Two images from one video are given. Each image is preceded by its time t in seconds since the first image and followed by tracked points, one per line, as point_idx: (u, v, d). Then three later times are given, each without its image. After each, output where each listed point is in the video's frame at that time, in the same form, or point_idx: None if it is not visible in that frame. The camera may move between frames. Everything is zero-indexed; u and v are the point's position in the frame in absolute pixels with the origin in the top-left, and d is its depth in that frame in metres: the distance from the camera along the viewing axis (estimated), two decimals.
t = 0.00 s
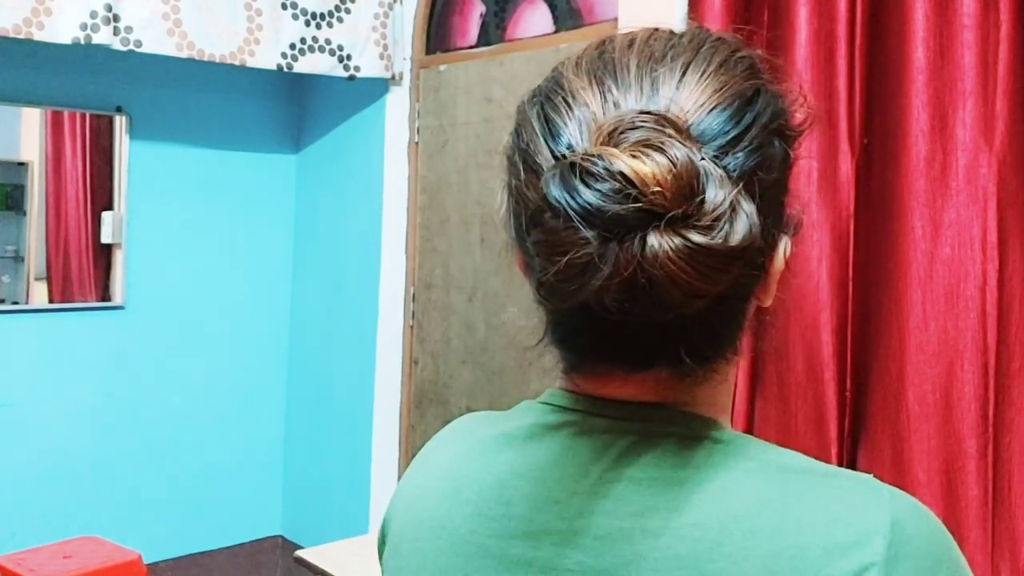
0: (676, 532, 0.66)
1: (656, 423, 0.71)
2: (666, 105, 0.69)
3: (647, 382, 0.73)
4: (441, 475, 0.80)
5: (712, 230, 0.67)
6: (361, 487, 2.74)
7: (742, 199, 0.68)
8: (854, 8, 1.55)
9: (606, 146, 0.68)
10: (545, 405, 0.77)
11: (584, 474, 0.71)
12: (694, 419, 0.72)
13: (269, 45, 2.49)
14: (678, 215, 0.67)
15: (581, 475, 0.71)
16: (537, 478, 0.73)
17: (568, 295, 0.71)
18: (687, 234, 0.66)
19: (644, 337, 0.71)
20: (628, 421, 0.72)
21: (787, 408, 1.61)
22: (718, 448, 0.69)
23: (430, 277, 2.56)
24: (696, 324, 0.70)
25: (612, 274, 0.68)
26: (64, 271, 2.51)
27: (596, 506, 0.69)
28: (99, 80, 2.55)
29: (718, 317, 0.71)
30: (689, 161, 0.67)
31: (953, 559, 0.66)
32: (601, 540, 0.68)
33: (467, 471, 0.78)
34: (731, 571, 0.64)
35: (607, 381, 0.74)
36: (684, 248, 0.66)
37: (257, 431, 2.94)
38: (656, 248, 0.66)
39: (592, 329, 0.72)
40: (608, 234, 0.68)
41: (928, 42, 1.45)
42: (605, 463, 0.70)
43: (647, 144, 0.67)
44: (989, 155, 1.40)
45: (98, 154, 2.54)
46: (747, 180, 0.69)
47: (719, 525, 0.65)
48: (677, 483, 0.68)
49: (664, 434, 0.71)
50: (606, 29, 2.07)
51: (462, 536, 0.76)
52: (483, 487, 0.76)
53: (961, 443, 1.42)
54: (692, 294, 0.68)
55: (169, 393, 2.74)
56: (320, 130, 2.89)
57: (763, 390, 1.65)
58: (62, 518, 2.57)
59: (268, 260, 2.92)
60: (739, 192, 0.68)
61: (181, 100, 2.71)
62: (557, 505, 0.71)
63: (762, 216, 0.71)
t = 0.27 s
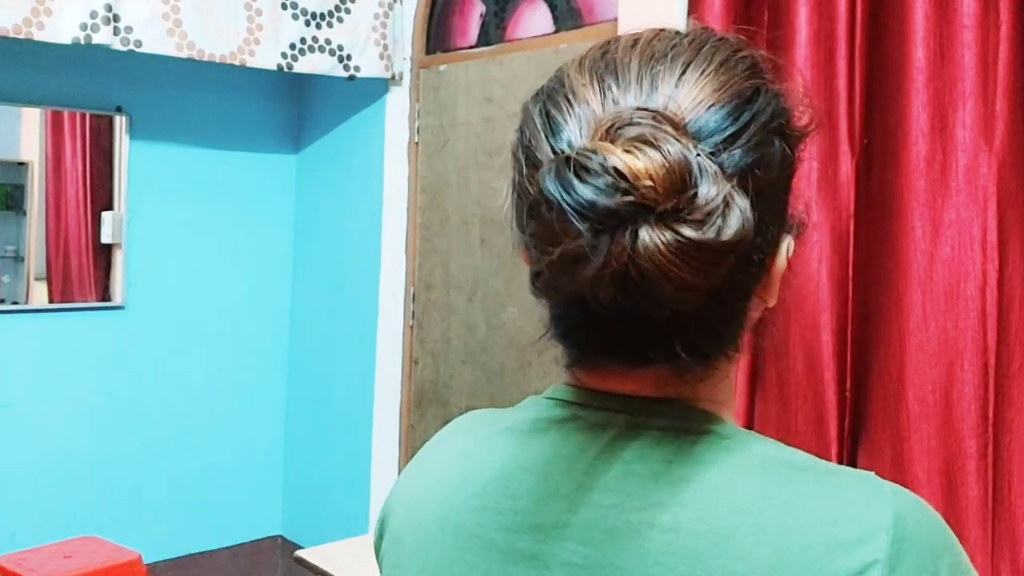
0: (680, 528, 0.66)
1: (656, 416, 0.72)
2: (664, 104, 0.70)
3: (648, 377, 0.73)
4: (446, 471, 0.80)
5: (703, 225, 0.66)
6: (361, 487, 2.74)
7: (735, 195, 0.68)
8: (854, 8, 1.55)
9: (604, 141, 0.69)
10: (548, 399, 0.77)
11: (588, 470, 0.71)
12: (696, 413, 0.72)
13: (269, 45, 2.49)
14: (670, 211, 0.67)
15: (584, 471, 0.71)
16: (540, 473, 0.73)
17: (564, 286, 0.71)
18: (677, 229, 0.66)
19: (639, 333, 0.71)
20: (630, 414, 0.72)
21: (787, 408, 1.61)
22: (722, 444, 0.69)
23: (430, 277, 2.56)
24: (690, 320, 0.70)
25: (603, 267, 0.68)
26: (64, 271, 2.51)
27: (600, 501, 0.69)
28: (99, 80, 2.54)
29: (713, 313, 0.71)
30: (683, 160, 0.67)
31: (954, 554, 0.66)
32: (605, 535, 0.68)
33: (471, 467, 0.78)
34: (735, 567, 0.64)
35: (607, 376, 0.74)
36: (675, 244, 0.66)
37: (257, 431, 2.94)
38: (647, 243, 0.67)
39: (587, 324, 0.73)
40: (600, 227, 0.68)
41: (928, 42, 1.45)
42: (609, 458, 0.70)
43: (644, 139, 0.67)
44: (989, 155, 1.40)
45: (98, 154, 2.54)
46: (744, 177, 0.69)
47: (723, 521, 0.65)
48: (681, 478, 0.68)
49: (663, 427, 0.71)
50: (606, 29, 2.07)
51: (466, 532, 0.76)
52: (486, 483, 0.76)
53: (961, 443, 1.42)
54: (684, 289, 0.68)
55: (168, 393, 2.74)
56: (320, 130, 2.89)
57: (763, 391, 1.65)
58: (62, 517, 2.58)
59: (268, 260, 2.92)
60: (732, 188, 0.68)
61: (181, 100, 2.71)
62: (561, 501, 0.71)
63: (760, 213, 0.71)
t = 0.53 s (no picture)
0: (680, 527, 0.66)
1: (643, 415, 0.72)
2: (656, 84, 0.71)
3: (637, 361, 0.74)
4: (449, 472, 0.80)
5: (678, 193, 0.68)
6: (361, 487, 2.74)
7: (713, 166, 0.68)
8: (854, 8, 1.55)
9: (593, 115, 0.71)
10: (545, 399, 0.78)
11: (589, 470, 0.71)
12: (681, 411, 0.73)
13: (269, 45, 2.49)
14: (648, 178, 0.69)
15: (585, 471, 0.71)
16: (540, 473, 0.73)
17: (549, 255, 0.74)
18: (653, 196, 0.68)
19: (623, 307, 0.72)
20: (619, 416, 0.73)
21: (787, 408, 1.61)
22: (722, 443, 0.69)
23: (430, 278, 2.56)
24: (670, 293, 0.71)
25: (580, 229, 0.70)
26: (64, 271, 2.51)
27: (601, 500, 0.69)
28: (99, 80, 2.55)
29: (695, 291, 0.71)
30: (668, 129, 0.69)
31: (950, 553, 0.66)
32: (605, 535, 0.68)
33: (473, 467, 0.78)
34: (736, 567, 0.64)
35: (598, 359, 0.76)
36: (650, 211, 0.68)
37: (257, 431, 2.94)
38: (623, 210, 0.69)
39: (574, 299, 0.74)
40: (580, 190, 0.70)
41: (928, 42, 1.45)
42: (610, 458, 0.70)
43: (632, 112, 0.70)
44: (989, 155, 1.40)
45: (98, 154, 2.54)
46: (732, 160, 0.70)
47: (724, 520, 0.65)
48: (681, 477, 0.68)
49: (649, 427, 0.71)
50: (606, 29, 2.07)
51: (467, 532, 0.76)
52: (488, 483, 0.76)
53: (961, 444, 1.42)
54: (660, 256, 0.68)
55: (168, 393, 2.74)
56: (320, 130, 2.88)
57: (763, 391, 1.65)
58: (62, 517, 2.58)
59: (268, 260, 2.92)
60: (710, 158, 0.69)
61: (181, 100, 2.71)
62: (562, 501, 0.71)
63: (749, 198, 0.71)
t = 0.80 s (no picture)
0: (676, 527, 0.66)
1: (634, 414, 0.73)
2: (636, 79, 0.73)
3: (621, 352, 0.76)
4: (447, 471, 0.81)
5: (650, 178, 0.70)
6: (361, 488, 2.74)
7: (689, 152, 0.70)
8: (854, 8, 1.55)
9: (574, 106, 0.75)
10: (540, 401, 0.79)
11: (585, 470, 0.71)
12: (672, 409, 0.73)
13: (269, 45, 2.49)
14: (620, 164, 0.71)
15: (581, 471, 0.71)
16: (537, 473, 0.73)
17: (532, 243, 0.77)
18: (624, 182, 0.71)
19: (599, 294, 0.73)
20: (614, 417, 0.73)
21: (787, 408, 1.61)
22: (718, 443, 0.69)
23: (430, 277, 2.56)
24: (642, 280, 0.72)
25: (555, 211, 0.73)
26: (64, 271, 2.51)
27: (597, 501, 0.69)
28: (99, 80, 2.55)
29: (669, 278, 0.72)
30: (643, 117, 0.72)
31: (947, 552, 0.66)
32: (602, 535, 0.68)
33: (472, 467, 0.79)
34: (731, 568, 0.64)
35: (585, 350, 0.77)
36: (623, 196, 0.71)
37: (257, 431, 2.94)
38: (595, 194, 0.72)
39: (557, 288, 0.76)
40: (556, 176, 0.74)
41: (928, 42, 1.45)
42: (605, 457, 0.71)
43: (610, 102, 0.73)
44: (989, 155, 1.40)
45: (99, 154, 2.54)
46: (711, 151, 0.70)
47: (720, 521, 0.65)
48: (677, 477, 0.68)
49: (642, 427, 0.72)
50: (606, 29, 2.07)
51: (466, 532, 0.76)
52: (486, 484, 0.76)
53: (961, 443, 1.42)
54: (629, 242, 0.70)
55: (169, 393, 2.74)
56: (320, 130, 2.88)
57: (763, 391, 1.65)
58: (62, 517, 2.58)
59: (268, 260, 2.92)
60: (685, 146, 0.70)
61: (180, 100, 2.71)
62: (558, 502, 0.71)
63: (727, 189, 0.71)
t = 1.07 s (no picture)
0: (671, 528, 0.66)
1: (625, 413, 0.73)
2: (626, 74, 0.75)
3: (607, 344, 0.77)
4: (447, 471, 0.81)
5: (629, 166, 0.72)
6: (361, 488, 2.74)
7: (670, 139, 0.71)
8: (854, 8, 1.55)
9: (562, 100, 0.78)
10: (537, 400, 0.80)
11: (581, 470, 0.71)
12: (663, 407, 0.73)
13: (269, 45, 2.49)
14: (599, 153, 0.74)
15: (577, 471, 0.71)
16: (534, 473, 0.74)
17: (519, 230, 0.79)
18: (603, 170, 0.73)
19: (583, 283, 0.75)
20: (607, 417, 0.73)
21: (787, 409, 1.61)
22: (713, 444, 0.69)
23: (430, 278, 2.56)
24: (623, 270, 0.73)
25: (537, 197, 0.76)
26: (64, 271, 2.51)
27: (592, 501, 0.69)
28: (99, 80, 2.55)
29: (650, 269, 0.73)
30: (625, 107, 0.74)
31: (941, 555, 0.67)
32: (598, 536, 0.68)
33: (470, 467, 0.79)
34: (725, 570, 0.64)
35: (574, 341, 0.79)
36: (603, 185, 0.72)
37: (258, 431, 2.94)
38: (575, 182, 0.74)
39: (544, 277, 0.77)
40: (541, 164, 0.76)
41: (928, 42, 1.45)
42: (601, 458, 0.71)
43: (595, 94, 0.75)
44: (989, 155, 1.40)
45: (98, 154, 2.54)
46: (699, 143, 0.71)
47: (714, 522, 0.65)
48: (672, 478, 0.68)
49: (635, 427, 0.72)
50: (605, 29, 2.07)
51: (464, 532, 0.76)
52: (484, 486, 0.76)
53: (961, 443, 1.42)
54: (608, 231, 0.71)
55: (169, 393, 2.74)
56: (320, 130, 2.88)
57: (763, 392, 1.65)
58: (62, 517, 2.58)
59: (268, 260, 2.92)
60: (668, 136, 0.71)
61: (181, 100, 2.71)
62: (554, 502, 0.71)
63: (712, 182, 0.72)
